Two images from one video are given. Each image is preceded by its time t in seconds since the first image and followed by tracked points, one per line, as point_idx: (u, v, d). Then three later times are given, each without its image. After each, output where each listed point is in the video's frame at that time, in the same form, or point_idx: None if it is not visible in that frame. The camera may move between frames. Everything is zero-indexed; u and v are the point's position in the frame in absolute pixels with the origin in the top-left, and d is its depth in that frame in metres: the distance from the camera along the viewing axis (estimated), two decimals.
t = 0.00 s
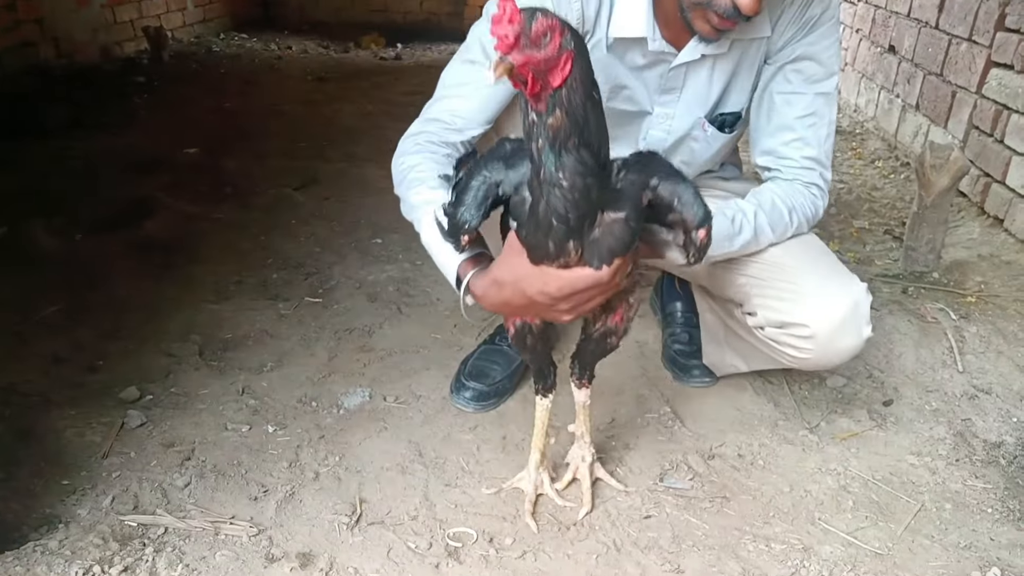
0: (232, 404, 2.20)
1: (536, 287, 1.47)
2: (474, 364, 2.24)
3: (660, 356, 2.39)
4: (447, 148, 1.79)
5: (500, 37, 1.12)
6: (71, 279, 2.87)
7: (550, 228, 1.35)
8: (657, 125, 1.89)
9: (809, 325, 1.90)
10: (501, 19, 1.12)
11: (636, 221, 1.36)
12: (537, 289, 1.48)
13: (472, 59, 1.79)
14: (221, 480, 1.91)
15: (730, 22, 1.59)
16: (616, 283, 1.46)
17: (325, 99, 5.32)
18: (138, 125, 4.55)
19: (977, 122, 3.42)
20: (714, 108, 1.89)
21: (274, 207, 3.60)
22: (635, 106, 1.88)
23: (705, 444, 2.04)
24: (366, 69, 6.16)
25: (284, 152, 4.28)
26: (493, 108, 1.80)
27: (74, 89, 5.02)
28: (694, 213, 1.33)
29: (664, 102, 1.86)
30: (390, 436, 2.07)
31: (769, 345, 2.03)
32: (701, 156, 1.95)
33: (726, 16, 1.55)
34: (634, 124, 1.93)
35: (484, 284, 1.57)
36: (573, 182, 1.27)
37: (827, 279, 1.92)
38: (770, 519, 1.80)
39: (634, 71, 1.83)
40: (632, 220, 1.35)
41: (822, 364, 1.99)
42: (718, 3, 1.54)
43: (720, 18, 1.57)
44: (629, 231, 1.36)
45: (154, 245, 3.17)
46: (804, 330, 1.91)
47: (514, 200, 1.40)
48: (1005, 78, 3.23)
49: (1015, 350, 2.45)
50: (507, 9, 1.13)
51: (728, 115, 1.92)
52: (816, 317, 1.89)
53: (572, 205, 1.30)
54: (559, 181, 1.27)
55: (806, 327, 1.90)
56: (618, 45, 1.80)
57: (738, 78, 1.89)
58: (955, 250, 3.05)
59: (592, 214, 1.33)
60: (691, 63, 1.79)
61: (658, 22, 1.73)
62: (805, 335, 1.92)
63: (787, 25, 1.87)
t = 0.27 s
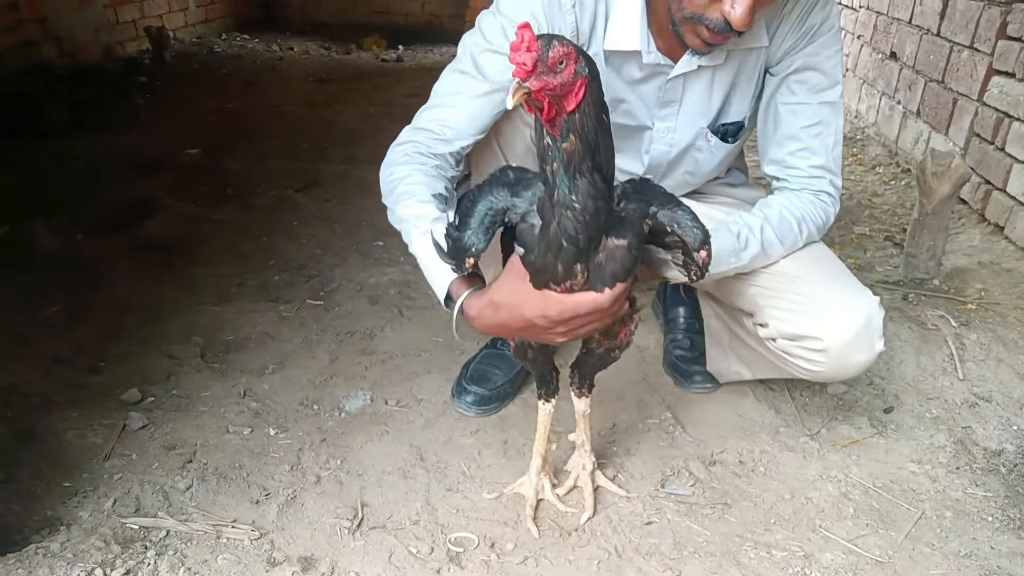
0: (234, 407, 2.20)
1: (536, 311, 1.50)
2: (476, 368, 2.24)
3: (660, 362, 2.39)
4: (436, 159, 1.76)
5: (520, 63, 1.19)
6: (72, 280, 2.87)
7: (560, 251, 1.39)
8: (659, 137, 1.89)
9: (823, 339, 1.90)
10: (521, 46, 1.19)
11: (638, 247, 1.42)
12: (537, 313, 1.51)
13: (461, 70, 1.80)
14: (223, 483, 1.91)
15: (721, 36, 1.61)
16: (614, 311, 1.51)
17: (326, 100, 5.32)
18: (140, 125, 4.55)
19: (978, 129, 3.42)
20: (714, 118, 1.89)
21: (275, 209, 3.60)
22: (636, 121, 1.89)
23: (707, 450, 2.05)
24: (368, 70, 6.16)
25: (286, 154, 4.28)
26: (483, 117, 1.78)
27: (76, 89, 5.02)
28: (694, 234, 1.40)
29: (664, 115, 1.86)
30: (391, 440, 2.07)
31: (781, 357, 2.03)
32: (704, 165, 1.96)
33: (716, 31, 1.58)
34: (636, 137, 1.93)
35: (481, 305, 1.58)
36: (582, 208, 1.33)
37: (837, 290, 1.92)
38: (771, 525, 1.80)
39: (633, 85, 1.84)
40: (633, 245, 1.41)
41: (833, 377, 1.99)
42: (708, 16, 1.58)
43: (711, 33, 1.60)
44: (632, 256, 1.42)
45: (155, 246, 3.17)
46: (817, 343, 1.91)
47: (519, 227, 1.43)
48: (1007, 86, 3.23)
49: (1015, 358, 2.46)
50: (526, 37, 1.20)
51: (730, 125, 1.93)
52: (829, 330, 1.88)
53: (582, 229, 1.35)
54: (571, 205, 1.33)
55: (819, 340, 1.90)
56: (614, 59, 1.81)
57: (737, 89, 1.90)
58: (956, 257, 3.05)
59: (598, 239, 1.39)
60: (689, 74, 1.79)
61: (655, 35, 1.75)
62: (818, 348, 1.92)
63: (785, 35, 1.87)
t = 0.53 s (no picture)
0: (223, 419, 2.19)
1: (523, 336, 1.54)
2: (466, 379, 2.24)
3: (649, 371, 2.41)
4: (419, 170, 1.76)
5: (536, 112, 1.23)
6: (58, 289, 2.84)
7: (560, 293, 1.44)
8: (650, 148, 1.89)
9: (815, 353, 1.90)
10: (537, 93, 1.23)
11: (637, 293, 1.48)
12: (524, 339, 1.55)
13: (444, 79, 1.80)
14: (213, 497, 1.91)
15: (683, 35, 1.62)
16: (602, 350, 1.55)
17: (314, 105, 5.30)
18: (125, 129, 4.51)
19: (962, 137, 3.46)
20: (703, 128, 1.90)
21: (263, 215, 3.58)
22: (626, 132, 1.88)
23: (697, 459, 2.06)
24: (355, 75, 6.14)
25: (273, 159, 4.27)
26: (467, 126, 1.79)
27: (60, 92, 4.98)
28: (693, 283, 1.47)
29: (654, 126, 1.86)
30: (382, 452, 2.07)
31: (774, 370, 2.03)
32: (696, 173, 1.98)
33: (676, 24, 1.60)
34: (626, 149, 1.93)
35: (466, 322, 1.60)
36: (584, 252, 1.40)
37: (825, 300, 1.93)
38: (761, 536, 1.81)
39: (622, 95, 1.84)
40: (630, 290, 1.47)
41: (824, 389, 2.00)
42: (666, 10, 1.60)
43: (670, 28, 1.62)
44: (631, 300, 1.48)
45: (142, 254, 3.15)
46: (810, 357, 1.92)
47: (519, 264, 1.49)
48: (990, 94, 3.27)
49: (999, 365, 2.49)
50: (542, 85, 1.24)
51: (719, 134, 1.94)
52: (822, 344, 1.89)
53: (583, 272, 1.41)
54: (574, 250, 1.40)
55: (812, 354, 1.91)
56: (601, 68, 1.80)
57: (726, 98, 1.91)
58: (941, 264, 3.09)
59: (597, 284, 1.45)
60: (677, 84, 1.81)
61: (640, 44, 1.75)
62: (810, 362, 1.93)
63: (774, 42, 1.88)
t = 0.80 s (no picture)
0: (208, 467, 2.17)
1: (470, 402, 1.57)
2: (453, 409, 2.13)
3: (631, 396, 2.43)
4: (396, 196, 1.72)
5: (523, 181, 1.33)
6: (33, 339, 2.80)
7: (551, 344, 1.51)
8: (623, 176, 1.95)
9: (775, 364, 1.95)
10: (523, 164, 1.34)
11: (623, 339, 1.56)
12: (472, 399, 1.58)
13: (424, 102, 1.78)
14: (201, 548, 1.89)
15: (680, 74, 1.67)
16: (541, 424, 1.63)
17: (286, 140, 5.30)
18: (95, 172, 4.48)
19: (924, 152, 3.56)
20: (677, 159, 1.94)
21: (239, 255, 3.57)
22: (602, 158, 1.94)
23: (684, 484, 2.08)
24: (326, 108, 6.17)
25: (246, 197, 4.26)
26: (444, 153, 1.77)
27: (27, 136, 4.93)
28: (673, 326, 1.54)
29: (629, 154, 1.92)
30: (371, 493, 2.07)
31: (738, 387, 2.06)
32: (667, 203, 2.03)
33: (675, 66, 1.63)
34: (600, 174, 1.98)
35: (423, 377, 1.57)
36: (572, 305, 1.48)
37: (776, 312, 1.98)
38: (751, 559, 1.83)
39: (599, 123, 1.90)
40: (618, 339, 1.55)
41: (788, 399, 2.05)
42: (666, 52, 1.63)
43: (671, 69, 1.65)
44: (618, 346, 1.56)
45: (117, 299, 3.12)
46: (770, 369, 1.96)
47: (508, 318, 1.56)
48: (949, 111, 3.38)
49: (971, 375, 2.55)
50: (527, 156, 1.34)
51: (690, 167, 1.97)
52: (780, 355, 1.94)
53: (571, 323, 1.49)
54: (561, 304, 1.48)
55: (772, 366, 1.95)
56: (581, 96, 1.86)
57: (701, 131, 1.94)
58: (910, 277, 3.16)
59: (585, 333, 1.52)
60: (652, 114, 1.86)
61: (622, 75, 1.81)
62: (772, 374, 1.97)
63: (741, 81, 1.92)
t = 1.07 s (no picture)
0: (192, 452, 2.16)
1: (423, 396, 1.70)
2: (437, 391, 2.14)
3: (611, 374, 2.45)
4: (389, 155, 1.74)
5: (518, 171, 1.35)
6: None
7: (536, 319, 1.53)
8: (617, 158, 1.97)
9: (722, 357, 1.99)
10: (517, 153, 1.34)
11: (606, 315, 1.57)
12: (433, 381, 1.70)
13: (427, 57, 1.78)
14: (191, 534, 1.88)
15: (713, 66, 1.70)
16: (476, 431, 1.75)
17: (250, 120, 5.21)
18: (54, 155, 4.35)
19: (889, 130, 3.65)
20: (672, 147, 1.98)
21: (209, 238, 3.51)
22: (597, 137, 1.96)
23: (668, 458, 2.12)
24: (289, 87, 6.06)
25: (213, 179, 4.18)
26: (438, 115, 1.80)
27: None
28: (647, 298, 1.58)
29: (626, 136, 1.95)
30: (359, 473, 2.07)
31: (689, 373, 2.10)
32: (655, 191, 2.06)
33: (710, 59, 1.66)
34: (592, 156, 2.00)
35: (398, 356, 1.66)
36: (559, 285, 1.48)
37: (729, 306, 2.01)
38: (736, 529, 1.89)
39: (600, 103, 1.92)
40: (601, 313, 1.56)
41: (735, 389, 2.09)
42: (703, 45, 1.65)
43: (705, 61, 1.68)
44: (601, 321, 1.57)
45: (86, 284, 3.05)
46: (716, 361, 2.00)
47: (498, 293, 1.57)
48: (913, 89, 3.46)
49: (938, 347, 2.64)
50: (520, 145, 1.35)
51: (683, 158, 2.01)
52: (726, 348, 1.98)
53: (558, 302, 1.50)
54: (549, 284, 1.48)
55: (719, 359, 1.99)
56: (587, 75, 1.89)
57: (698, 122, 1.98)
58: (877, 252, 3.25)
59: (571, 309, 1.52)
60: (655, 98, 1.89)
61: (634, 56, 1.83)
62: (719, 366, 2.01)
63: (745, 79, 1.99)
